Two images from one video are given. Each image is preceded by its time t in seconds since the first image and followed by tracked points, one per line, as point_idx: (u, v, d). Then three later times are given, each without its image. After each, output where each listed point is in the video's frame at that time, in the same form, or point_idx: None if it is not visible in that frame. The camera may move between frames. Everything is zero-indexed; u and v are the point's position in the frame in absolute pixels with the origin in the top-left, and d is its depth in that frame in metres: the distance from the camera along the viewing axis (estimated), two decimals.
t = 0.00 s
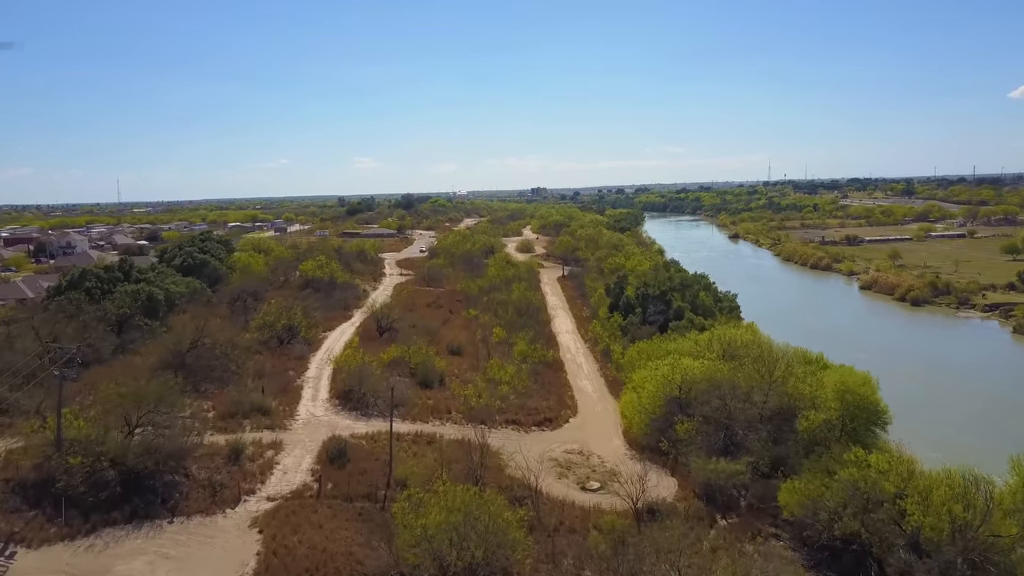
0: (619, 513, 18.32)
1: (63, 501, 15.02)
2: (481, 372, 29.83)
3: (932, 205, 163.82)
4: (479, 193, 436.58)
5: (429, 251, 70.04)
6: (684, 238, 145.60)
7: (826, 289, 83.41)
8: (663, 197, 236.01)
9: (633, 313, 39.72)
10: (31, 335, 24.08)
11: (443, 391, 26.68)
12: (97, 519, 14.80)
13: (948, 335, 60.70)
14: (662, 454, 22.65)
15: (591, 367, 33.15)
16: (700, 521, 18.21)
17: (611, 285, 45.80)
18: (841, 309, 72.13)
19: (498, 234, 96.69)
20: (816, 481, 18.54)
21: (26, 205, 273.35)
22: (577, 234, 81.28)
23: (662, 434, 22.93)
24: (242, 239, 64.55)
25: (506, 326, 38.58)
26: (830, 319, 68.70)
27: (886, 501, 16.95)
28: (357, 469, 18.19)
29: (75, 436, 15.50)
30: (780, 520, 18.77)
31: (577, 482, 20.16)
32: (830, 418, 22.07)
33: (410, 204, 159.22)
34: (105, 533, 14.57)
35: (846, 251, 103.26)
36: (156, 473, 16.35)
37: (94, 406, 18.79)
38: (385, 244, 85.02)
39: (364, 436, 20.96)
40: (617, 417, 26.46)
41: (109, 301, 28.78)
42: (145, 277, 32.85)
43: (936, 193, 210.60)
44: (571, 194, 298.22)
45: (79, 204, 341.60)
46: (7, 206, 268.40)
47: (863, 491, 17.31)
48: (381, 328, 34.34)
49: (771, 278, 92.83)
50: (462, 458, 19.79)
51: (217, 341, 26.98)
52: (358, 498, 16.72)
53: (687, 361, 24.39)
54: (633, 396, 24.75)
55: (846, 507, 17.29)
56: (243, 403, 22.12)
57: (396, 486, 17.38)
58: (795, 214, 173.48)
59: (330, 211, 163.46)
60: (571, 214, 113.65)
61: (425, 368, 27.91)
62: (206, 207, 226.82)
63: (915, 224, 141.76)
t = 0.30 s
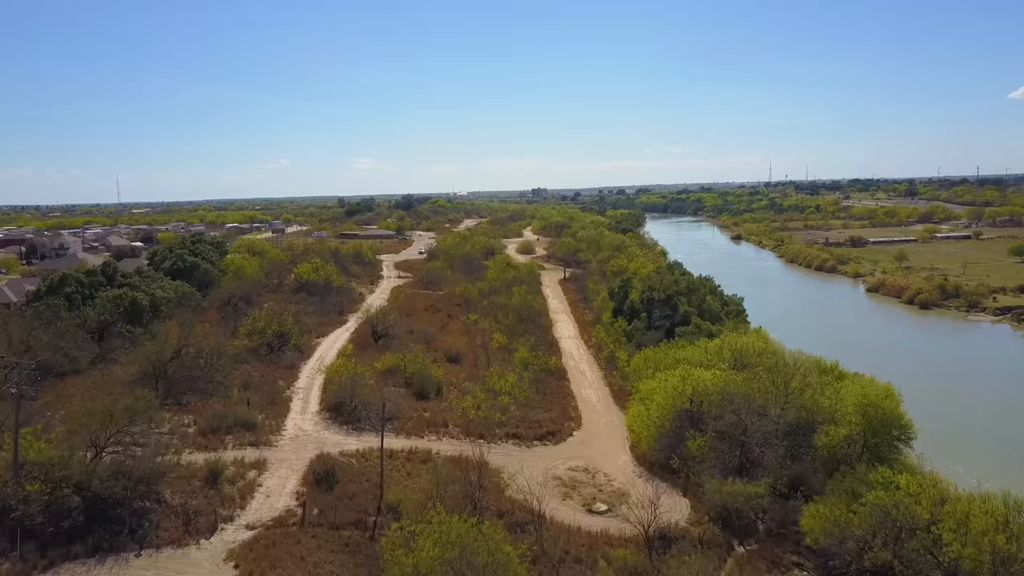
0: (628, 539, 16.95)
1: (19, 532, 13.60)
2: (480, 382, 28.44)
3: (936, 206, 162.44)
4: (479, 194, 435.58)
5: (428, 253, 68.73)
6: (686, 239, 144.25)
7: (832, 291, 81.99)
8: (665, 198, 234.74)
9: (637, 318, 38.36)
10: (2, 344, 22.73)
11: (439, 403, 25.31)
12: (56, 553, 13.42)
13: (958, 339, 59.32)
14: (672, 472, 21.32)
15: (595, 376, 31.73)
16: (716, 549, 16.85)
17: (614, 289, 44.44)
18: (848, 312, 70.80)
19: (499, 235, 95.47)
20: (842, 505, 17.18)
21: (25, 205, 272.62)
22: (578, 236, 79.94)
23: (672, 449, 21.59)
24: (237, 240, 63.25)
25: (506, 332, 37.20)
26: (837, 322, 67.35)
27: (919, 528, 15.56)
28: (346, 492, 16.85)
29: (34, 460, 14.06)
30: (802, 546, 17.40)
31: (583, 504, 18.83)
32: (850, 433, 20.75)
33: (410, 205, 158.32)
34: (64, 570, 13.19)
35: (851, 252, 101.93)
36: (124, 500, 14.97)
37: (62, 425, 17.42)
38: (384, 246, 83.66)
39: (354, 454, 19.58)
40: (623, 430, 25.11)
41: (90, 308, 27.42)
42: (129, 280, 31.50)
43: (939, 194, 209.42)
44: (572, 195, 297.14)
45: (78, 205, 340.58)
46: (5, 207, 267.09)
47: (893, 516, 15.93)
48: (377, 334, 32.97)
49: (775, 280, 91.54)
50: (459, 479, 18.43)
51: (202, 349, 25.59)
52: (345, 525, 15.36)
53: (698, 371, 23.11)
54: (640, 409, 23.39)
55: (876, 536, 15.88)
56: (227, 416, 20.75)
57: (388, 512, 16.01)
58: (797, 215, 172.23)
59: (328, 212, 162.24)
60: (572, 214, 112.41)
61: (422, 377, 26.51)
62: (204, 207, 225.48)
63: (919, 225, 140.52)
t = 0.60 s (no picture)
0: (639, 568, 15.60)
1: None
2: (479, 391, 27.08)
3: (940, 206, 161.02)
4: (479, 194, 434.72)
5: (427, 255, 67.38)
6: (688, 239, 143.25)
7: (837, 292, 80.60)
8: (666, 198, 233.33)
9: (642, 323, 37.03)
10: None
11: (437, 414, 23.95)
12: None
13: (971, 342, 57.78)
14: (685, 492, 20.02)
15: (600, 384, 30.36)
16: None
17: (618, 291, 43.13)
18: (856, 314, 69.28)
19: (499, 236, 94.20)
20: (873, 535, 15.74)
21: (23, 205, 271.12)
22: (580, 236, 78.50)
23: (685, 467, 20.27)
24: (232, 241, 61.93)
25: (507, 337, 35.85)
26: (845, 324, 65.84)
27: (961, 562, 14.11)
28: (333, 518, 15.52)
29: None
30: None
31: (590, 528, 17.49)
32: (874, 450, 19.40)
33: (410, 205, 157.03)
34: None
35: (856, 253, 100.55)
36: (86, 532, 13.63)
37: (24, 445, 16.06)
38: (382, 246, 82.28)
39: (344, 473, 18.22)
40: (631, 444, 23.77)
41: (69, 313, 26.09)
42: (112, 284, 30.11)
43: (942, 194, 208.09)
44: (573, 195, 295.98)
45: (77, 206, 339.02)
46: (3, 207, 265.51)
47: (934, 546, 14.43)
48: (372, 340, 31.61)
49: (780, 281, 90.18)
50: (455, 502, 17.06)
51: (186, 357, 24.20)
52: (332, 558, 14.01)
53: (710, 382, 21.85)
54: (649, 423, 22.03)
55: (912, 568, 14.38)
56: (208, 432, 19.39)
57: (379, 542, 14.68)
58: (800, 215, 170.90)
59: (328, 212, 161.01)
60: (573, 214, 111.11)
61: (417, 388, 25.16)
62: (202, 207, 224.17)
63: (924, 225, 139.15)
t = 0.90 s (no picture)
0: None
1: None
2: (479, 401, 25.75)
3: (944, 206, 159.77)
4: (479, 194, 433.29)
5: (426, 256, 66.12)
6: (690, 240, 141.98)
7: (843, 294, 79.24)
8: (667, 198, 232.04)
9: (648, 328, 35.73)
10: None
11: (433, 427, 22.63)
12: None
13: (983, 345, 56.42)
14: (699, 513, 18.65)
15: (605, 393, 29.05)
16: None
17: (622, 294, 41.84)
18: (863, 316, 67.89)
19: (500, 236, 92.96)
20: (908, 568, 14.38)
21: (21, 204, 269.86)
22: (581, 236, 77.11)
23: (699, 486, 18.96)
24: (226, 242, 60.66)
25: (507, 342, 34.56)
26: (853, 326, 64.42)
27: None
28: (318, 549, 14.18)
29: None
30: None
31: (598, 555, 16.17)
32: (902, 469, 18.06)
33: (409, 204, 155.81)
34: None
35: (861, 254, 99.30)
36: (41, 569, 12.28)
37: None
38: (380, 247, 80.94)
39: (332, 495, 16.88)
40: (639, 458, 22.46)
41: (46, 320, 24.80)
42: (95, 288, 28.85)
43: (945, 194, 206.99)
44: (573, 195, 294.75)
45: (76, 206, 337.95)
46: (1, 207, 264.11)
47: None
48: (367, 346, 30.30)
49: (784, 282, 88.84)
50: (452, 528, 15.74)
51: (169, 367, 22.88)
52: None
53: (722, 395, 20.75)
54: (660, 438, 20.70)
55: None
56: (187, 449, 18.05)
57: None
58: (802, 215, 169.64)
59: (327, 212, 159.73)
60: (574, 214, 109.79)
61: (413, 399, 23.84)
62: (200, 207, 222.57)
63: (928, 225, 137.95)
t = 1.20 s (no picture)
0: None
1: None
2: (478, 412, 24.43)
3: (948, 206, 158.30)
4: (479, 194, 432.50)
5: (424, 256, 64.78)
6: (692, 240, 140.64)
7: (850, 295, 77.85)
8: (668, 198, 230.57)
9: (654, 332, 34.38)
10: None
11: (430, 441, 21.33)
12: None
13: (994, 348, 55.05)
14: (716, 538, 17.37)
15: (611, 402, 27.73)
16: None
17: (626, 297, 40.49)
18: (871, 317, 66.50)
19: (500, 236, 91.61)
20: None
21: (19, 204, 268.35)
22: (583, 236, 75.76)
23: (714, 508, 17.68)
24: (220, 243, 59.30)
25: (508, 348, 33.25)
26: (861, 328, 63.02)
27: None
28: None
29: None
30: None
31: None
32: (932, 489, 16.80)
33: (409, 204, 154.41)
34: None
35: (866, 254, 97.97)
36: None
37: None
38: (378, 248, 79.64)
39: (318, 521, 15.55)
40: (648, 474, 21.17)
41: (20, 327, 23.48)
42: (75, 291, 27.49)
43: (947, 193, 205.76)
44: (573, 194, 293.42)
45: (74, 206, 335.81)
46: None
47: None
48: (361, 353, 28.98)
49: (789, 283, 87.45)
50: (448, 558, 14.42)
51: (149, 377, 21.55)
52: None
53: (738, 408, 19.53)
54: (672, 455, 19.41)
55: None
56: (163, 468, 16.71)
57: None
58: (805, 215, 168.34)
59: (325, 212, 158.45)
60: (575, 214, 108.42)
61: (408, 410, 22.51)
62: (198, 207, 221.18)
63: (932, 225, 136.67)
